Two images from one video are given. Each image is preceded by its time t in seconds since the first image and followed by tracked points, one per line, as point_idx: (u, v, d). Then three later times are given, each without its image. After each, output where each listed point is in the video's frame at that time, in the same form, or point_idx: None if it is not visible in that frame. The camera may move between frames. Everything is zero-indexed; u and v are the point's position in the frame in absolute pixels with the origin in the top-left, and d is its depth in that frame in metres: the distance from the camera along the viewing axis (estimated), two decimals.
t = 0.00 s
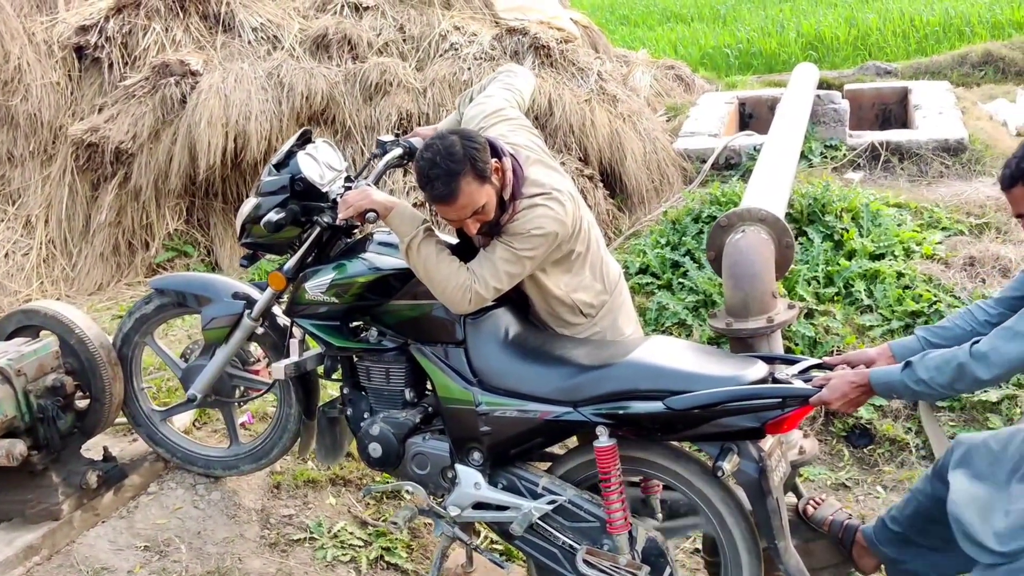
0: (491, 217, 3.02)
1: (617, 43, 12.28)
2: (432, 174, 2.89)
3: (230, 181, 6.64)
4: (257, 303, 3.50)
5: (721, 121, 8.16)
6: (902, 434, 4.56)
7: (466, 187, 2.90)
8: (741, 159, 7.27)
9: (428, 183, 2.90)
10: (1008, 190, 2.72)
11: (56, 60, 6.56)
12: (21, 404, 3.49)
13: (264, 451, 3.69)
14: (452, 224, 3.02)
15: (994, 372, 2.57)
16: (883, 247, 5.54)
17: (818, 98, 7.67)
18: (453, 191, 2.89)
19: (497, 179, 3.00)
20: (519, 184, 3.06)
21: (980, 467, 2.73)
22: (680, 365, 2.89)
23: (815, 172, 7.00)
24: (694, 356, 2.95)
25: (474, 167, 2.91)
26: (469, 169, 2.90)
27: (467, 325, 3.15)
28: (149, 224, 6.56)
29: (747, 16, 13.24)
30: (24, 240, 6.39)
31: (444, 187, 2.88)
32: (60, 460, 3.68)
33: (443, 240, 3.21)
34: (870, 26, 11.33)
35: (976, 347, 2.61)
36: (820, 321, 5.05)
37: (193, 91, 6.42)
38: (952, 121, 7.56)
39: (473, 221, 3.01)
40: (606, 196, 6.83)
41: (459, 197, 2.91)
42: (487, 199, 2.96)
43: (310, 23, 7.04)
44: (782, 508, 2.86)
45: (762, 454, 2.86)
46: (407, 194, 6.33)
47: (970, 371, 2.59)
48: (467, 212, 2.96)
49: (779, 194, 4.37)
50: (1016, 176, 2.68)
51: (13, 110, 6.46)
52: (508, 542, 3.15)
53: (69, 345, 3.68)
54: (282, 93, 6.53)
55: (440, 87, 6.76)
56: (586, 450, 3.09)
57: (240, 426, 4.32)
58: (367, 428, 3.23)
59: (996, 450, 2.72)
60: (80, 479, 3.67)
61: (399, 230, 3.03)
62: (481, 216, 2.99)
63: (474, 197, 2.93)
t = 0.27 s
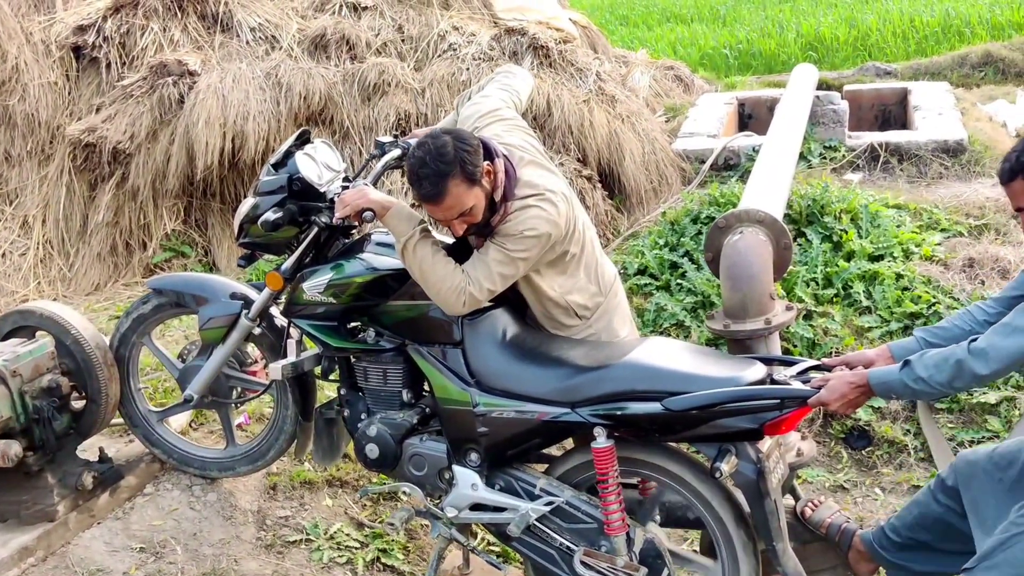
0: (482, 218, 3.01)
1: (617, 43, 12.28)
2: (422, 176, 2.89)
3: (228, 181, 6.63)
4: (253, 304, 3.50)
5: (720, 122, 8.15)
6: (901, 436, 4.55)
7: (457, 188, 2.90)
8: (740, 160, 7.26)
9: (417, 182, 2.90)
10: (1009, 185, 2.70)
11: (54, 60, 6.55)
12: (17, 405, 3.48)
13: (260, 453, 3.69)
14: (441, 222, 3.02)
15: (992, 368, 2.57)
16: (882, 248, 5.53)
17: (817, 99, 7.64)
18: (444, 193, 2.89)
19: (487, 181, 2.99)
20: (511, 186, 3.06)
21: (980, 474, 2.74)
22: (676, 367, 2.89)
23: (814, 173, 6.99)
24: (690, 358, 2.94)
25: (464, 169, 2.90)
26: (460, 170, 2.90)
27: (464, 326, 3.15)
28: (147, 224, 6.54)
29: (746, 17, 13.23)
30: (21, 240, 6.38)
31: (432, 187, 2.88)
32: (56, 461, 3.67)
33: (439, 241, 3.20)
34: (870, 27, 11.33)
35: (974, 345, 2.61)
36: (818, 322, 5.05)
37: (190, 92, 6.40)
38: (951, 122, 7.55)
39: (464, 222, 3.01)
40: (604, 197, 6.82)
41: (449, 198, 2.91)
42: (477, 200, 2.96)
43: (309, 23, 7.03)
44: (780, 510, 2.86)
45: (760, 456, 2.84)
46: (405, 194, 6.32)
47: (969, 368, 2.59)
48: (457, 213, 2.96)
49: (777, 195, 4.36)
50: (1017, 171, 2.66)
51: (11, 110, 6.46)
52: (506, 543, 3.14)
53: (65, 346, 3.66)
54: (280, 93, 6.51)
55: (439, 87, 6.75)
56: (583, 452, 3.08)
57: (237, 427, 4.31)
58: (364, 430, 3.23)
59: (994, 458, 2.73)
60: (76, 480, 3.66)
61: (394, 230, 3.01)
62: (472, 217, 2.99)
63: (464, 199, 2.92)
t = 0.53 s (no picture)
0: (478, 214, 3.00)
1: (618, 43, 12.26)
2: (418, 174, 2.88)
3: (227, 181, 6.61)
4: (252, 303, 3.49)
5: (721, 121, 8.13)
6: (901, 435, 4.54)
7: (452, 184, 2.89)
8: (740, 159, 7.24)
9: (412, 179, 2.89)
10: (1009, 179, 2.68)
11: (53, 59, 6.54)
12: (13, 405, 3.46)
13: (258, 453, 3.66)
14: (436, 219, 3.01)
15: (991, 363, 2.55)
16: (882, 248, 5.51)
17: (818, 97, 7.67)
18: (438, 189, 2.88)
19: (484, 178, 2.98)
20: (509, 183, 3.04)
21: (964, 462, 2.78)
22: (674, 365, 2.87)
23: (815, 172, 6.97)
24: (688, 356, 2.93)
25: (460, 166, 2.89)
26: (455, 167, 2.89)
27: (463, 324, 3.13)
28: (145, 224, 6.53)
29: (748, 16, 13.20)
30: (20, 240, 6.38)
31: (428, 183, 2.87)
32: (53, 462, 3.66)
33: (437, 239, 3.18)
34: (871, 26, 11.30)
35: (972, 341, 2.59)
36: (818, 322, 5.03)
37: (189, 91, 6.39)
38: (952, 121, 7.53)
39: (461, 219, 3.00)
40: (604, 197, 6.80)
41: (444, 194, 2.89)
42: (473, 197, 2.95)
43: (308, 22, 7.02)
44: (778, 508, 2.86)
45: (759, 454, 2.83)
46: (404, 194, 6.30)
47: (967, 363, 2.57)
48: (452, 209, 2.95)
49: (776, 194, 4.35)
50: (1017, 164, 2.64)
51: (9, 110, 6.45)
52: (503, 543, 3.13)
53: (62, 346, 3.65)
54: (279, 92, 6.50)
55: (439, 86, 6.74)
56: (582, 451, 3.06)
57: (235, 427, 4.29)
58: (362, 429, 3.22)
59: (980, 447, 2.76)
60: (73, 480, 3.66)
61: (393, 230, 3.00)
62: (468, 214, 2.98)
63: (460, 195, 2.91)
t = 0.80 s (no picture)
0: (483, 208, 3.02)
1: (622, 43, 12.27)
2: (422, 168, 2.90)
3: (231, 181, 6.63)
4: (258, 301, 3.50)
5: (724, 121, 8.13)
6: (904, 435, 4.54)
7: (456, 178, 2.91)
8: (743, 159, 7.24)
9: (417, 174, 2.91)
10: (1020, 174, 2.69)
11: (58, 59, 6.57)
12: (17, 404, 3.47)
13: (263, 451, 3.68)
14: (441, 213, 3.04)
15: (998, 359, 2.54)
16: (885, 247, 5.51)
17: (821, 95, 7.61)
18: (442, 182, 2.90)
19: (488, 172, 2.99)
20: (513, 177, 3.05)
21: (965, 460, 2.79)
22: (678, 361, 2.88)
23: (818, 172, 6.97)
24: (693, 353, 2.93)
25: (464, 160, 2.91)
26: (459, 160, 2.91)
27: (468, 320, 3.14)
28: (150, 223, 6.55)
29: (752, 16, 13.20)
30: (25, 239, 6.41)
31: (433, 178, 2.89)
32: (57, 460, 3.67)
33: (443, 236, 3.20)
34: (875, 26, 11.29)
35: (979, 336, 2.58)
36: (821, 321, 5.04)
37: (193, 91, 6.41)
38: (956, 121, 7.53)
39: (466, 213, 3.01)
40: (608, 196, 6.81)
41: (448, 188, 2.91)
42: (478, 190, 2.96)
43: (312, 22, 7.03)
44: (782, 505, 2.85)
45: (762, 450, 2.83)
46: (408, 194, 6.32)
47: (974, 358, 2.56)
48: (456, 203, 2.96)
49: (780, 193, 4.35)
50: None
51: (14, 110, 6.48)
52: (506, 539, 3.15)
53: (66, 345, 3.68)
54: (283, 92, 6.51)
55: (442, 86, 6.75)
56: (586, 447, 3.07)
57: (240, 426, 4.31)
58: (367, 425, 3.22)
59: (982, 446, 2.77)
60: (77, 478, 3.67)
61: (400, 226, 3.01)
62: (473, 207, 2.99)
63: (464, 188, 2.93)
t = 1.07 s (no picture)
0: (493, 199, 3.03)
1: (631, 43, 12.27)
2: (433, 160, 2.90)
3: (242, 181, 6.65)
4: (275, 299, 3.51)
5: (734, 121, 8.13)
6: (914, 436, 4.53)
7: (466, 167, 2.92)
8: (753, 159, 7.23)
9: (426, 163, 2.92)
10: None
11: (69, 60, 6.60)
12: (31, 402, 3.48)
13: (277, 450, 3.69)
14: (452, 204, 3.05)
15: (1010, 356, 2.56)
16: (896, 248, 5.50)
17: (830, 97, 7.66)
18: (451, 171, 2.91)
19: (497, 162, 3.01)
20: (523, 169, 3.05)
21: (975, 460, 2.78)
22: (689, 359, 2.88)
23: (828, 172, 6.96)
24: (704, 352, 2.94)
25: (472, 149, 2.92)
26: (468, 150, 2.92)
27: (481, 318, 3.15)
28: (161, 223, 6.57)
29: (761, 16, 13.18)
30: (37, 239, 6.44)
31: (442, 168, 2.90)
32: (70, 458, 3.68)
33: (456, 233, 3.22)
34: (885, 26, 11.27)
35: (990, 333, 2.60)
36: (831, 322, 5.03)
37: (204, 91, 6.43)
38: (966, 121, 7.51)
39: (476, 204, 3.02)
40: (617, 196, 6.80)
41: (457, 177, 2.92)
42: (487, 181, 2.97)
43: (322, 23, 7.05)
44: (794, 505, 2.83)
45: (774, 449, 2.82)
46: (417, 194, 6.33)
47: (986, 356, 2.57)
48: (466, 193, 2.97)
49: (791, 193, 4.34)
50: None
51: (26, 110, 6.51)
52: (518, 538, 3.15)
53: (79, 344, 3.71)
54: (294, 92, 6.53)
55: (452, 86, 6.76)
56: (597, 447, 3.07)
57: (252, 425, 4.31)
58: (380, 423, 3.23)
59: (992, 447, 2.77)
60: (89, 477, 3.69)
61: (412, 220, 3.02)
62: (483, 199, 3.00)
63: (473, 177, 2.94)
